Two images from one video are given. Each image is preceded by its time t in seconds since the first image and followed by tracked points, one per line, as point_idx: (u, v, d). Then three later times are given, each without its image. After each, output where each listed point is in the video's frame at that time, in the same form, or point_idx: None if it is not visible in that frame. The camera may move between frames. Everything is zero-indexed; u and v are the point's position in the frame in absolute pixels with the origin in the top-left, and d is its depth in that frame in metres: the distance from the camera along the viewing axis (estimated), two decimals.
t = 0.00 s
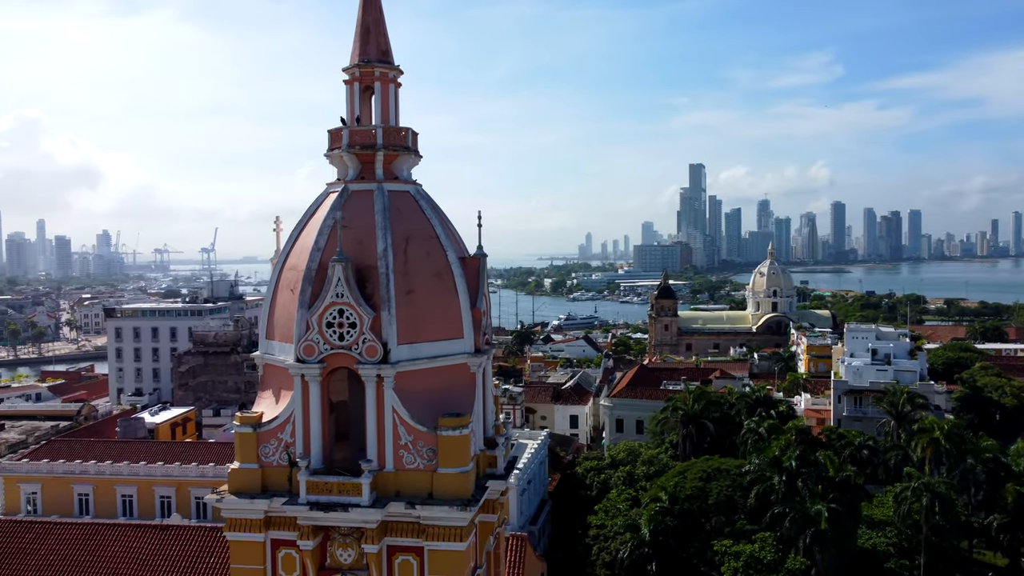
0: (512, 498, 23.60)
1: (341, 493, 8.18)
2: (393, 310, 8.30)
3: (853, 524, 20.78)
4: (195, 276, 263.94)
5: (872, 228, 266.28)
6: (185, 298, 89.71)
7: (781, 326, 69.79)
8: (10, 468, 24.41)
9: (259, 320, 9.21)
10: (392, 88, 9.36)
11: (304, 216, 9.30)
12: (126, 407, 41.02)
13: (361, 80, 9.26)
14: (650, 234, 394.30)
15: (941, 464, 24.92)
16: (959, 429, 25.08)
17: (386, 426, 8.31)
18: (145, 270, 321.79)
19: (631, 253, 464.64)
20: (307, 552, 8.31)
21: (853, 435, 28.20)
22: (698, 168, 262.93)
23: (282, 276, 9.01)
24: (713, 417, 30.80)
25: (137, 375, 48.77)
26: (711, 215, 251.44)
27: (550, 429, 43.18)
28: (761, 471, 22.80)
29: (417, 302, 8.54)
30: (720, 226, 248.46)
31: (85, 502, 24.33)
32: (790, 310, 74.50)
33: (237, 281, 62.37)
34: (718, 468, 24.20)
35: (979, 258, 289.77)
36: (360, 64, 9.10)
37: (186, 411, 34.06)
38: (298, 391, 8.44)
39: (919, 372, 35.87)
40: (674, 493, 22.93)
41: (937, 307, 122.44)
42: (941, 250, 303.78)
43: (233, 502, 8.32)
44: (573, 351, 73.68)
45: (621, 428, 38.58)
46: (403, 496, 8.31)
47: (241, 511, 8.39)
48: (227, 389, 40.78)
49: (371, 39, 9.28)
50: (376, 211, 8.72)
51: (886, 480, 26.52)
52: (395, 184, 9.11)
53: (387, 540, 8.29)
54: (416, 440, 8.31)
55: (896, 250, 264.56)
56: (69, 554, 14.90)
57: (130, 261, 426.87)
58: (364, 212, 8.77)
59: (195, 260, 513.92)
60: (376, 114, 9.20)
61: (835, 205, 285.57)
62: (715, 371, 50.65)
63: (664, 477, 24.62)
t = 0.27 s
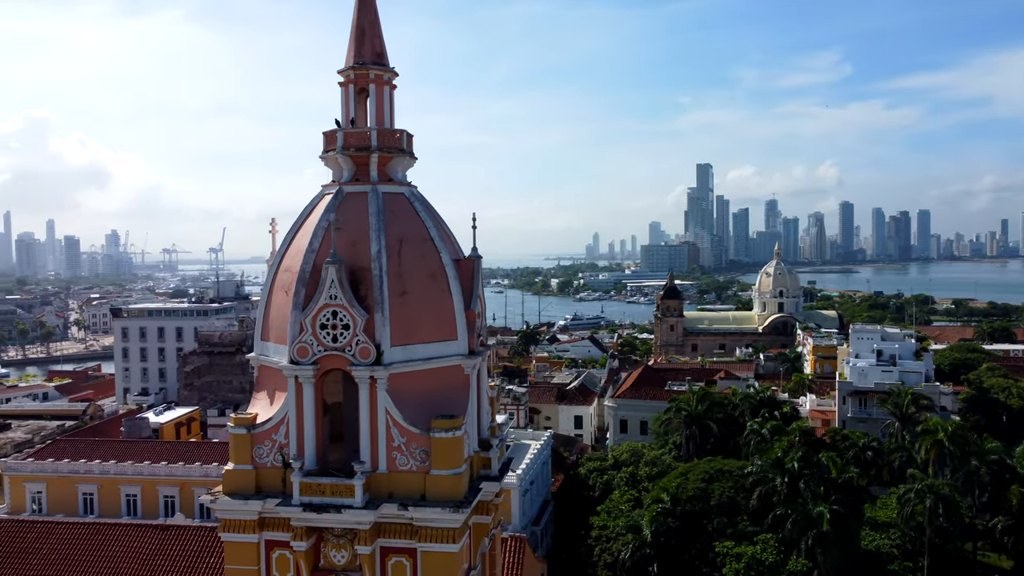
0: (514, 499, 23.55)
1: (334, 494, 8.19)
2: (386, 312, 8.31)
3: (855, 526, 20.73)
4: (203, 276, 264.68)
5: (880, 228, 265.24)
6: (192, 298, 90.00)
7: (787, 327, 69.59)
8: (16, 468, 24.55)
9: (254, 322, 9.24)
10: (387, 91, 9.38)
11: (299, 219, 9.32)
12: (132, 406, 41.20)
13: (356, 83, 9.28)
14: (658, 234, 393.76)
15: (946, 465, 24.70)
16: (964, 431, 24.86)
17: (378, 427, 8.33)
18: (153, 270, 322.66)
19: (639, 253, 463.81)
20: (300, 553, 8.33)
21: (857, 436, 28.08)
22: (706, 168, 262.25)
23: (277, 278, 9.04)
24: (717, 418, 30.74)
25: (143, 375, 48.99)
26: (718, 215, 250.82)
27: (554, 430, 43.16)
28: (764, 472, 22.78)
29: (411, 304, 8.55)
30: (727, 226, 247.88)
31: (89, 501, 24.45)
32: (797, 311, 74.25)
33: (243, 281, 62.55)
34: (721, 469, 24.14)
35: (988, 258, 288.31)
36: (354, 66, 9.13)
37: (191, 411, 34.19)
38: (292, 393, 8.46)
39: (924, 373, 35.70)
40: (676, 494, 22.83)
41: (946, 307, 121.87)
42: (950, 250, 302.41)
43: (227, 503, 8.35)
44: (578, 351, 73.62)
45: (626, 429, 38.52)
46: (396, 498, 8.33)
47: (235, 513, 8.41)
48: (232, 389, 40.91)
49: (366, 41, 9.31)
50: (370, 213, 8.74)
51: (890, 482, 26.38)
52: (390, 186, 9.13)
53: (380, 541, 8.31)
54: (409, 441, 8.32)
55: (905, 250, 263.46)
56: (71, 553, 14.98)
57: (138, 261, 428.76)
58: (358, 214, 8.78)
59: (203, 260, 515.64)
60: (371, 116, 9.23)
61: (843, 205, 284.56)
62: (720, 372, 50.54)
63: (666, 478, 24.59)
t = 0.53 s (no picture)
0: (517, 500, 23.51)
1: (325, 495, 8.21)
2: (378, 314, 8.33)
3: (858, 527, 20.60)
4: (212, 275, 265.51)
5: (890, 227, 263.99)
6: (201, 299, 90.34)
7: (795, 327, 69.35)
8: (22, 467, 24.71)
9: (249, 324, 9.26)
10: (381, 93, 9.40)
11: (293, 221, 9.35)
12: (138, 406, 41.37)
13: (350, 85, 9.28)
14: (666, 234, 393.03)
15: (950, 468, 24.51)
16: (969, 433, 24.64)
17: (370, 428, 8.34)
18: (163, 270, 324.39)
19: (647, 253, 462.98)
20: (292, 554, 8.35)
21: (862, 437, 27.95)
22: (715, 168, 261.58)
23: (271, 279, 9.06)
24: (721, 419, 30.66)
25: (150, 375, 49.22)
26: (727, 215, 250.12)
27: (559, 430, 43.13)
28: (767, 473, 22.69)
29: (403, 306, 8.56)
30: (736, 226, 247.14)
31: (94, 500, 24.58)
32: (804, 311, 73.95)
33: (250, 281, 62.70)
34: (724, 470, 24.10)
35: (999, 258, 286.56)
36: (348, 69, 9.14)
37: (196, 410, 34.31)
38: (284, 394, 8.48)
39: (931, 374, 35.50)
40: (678, 495, 22.77)
41: (956, 308, 121.14)
42: (960, 250, 300.73)
43: (219, 504, 8.38)
44: (584, 351, 73.54)
45: (630, 429, 38.46)
46: (388, 499, 8.34)
47: (228, 513, 8.45)
48: (237, 389, 41.04)
49: (360, 44, 9.32)
50: (363, 214, 8.76)
51: (895, 484, 26.23)
52: (383, 188, 9.14)
53: (372, 542, 8.33)
54: (401, 443, 8.34)
55: (915, 250, 262.05)
56: (73, 553, 15.05)
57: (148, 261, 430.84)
58: (352, 216, 8.80)
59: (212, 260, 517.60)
60: (366, 118, 9.25)
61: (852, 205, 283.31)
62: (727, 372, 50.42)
63: (669, 479, 24.54)
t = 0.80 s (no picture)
0: (519, 500, 23.47)
1: (318, 496, 8.24)
2: (371, 316, 8.35)
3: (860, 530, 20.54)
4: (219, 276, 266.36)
5: (898, 228, 262.96)
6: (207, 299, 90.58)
7: (801, 328, 69.15)
8: (27, 466, 24.85)
9: (244, 325, 9.30)
10: (376, 94, 9.42)
11: (288, 222, 9.37)
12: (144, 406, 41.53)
13: (345, 87, 9.31)
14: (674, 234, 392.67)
15: (954, 469, 24.36)
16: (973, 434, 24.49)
17: (363, 428, 8.37)
18: (171, 271, 325.71)
19: (654, 253, 462.31)
20: (286, 554, 8.39)
21: (866, 438, 27.82)
22: (722, 168, 260.97)
23: (266, 280, 9.10)
24: (724, 419, 30.58)
25: (156, 374, 49.40)
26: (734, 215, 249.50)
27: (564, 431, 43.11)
28: (769, 474, 22.64)
29: (397, 307, 8.59)
30: (743, 226, 246.53)
31: (99, 500, 24.70)
32: (810, 311, 73.69)
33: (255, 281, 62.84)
34: (726, 471, 24.09)
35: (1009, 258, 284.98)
36: (343, 71, 9.17)
37: (200, 410, 34.42)
38: (278, 395, 8.52)
39: (936, 375, 35.32)
40: (680, 496, 22.65)
41: (964, 308, 120.55)
42: (969, 250, 299.44)
43: (213, 504, 8.43)
44: (589, 352, 73.48)
45: (634, 430, 38.43)
46: (381, 500, 8.37)
47: (222, 514, 8.49)
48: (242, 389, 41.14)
49: (354, 45, 9.35)
50: (357, 215, 8.79)
51: (899, 485, 26.07)
52: (378, 189, 9.16)
53: (366, 542, 8.36)
54: (394, 444, 8.37)
55: (923, 250, 260.89)
56: (74, 552, 15.14)
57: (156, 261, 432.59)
58: (346, 218, 8.84)
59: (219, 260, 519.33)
60: (360, 119, 9.27)
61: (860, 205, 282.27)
62: (731, 373, 50.35)
63: (671, 479, 24.50)
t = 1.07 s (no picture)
0: (522, 500, 23.47)
1: (311, 497, 8.28)
2: (363, 317, 8.38)
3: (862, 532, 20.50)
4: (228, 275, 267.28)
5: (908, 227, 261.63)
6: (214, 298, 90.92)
7: (808, 328, 68.91)
8: (34, 465, 25.03)
9: (239, 325, 9.34)
10: (370, 97, 9.45)
11: (283, 223, 9.40)
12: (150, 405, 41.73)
13: (339, 89, 9.35)
14: (682, 234, 391.82)
15: (959, 471, 24.23)
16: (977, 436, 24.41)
17: (356, 429, 8.41)
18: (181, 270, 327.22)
19: (662, 253, 461.39)
20: (279, 554, 8.44)
21: (870, 439, 27.70)
22: (730, 168, 260.30)
23: (260, 282, 9.14)
24: (728, 420, 30.49)
25: (163, 373, 49.64)
26: (743, 215, 248.73)
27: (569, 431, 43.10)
28: (771, 475, 22.59)
29: (389, 309, 8.62)
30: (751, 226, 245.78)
31: (105, 499, 24.84)
32: (818, 312, 73.40)
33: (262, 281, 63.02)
34: (729, 472, 24.05)
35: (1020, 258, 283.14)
36: (337, 73, 9.20)
37: (206, 410, 34.56)
38: (272, 396, 8.57)
39: (943, 376, 35.14)
40: (682, 496, 22.57)
41: (975, 308, 119.81)
42: (980, 250, 297.63)
43: (206, 505, 8.48)
44: (596, 352, 73.41)
45: (639, 430, 38.37)
46: (373, 501, 8.41)
47: (216, 514, 8.54)
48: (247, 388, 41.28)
49: (349, 48, 9.38)
50: (351, 217, 8.83)
51: (904, 487, 25.96)
52: (372, 191, 9.19)
53: (358, 543, 8.40)
54: (386, 445, 8.40)
55: (934, 249, 259.47)
56: (76, 551, 15.24)
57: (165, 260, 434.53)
58: (340, 219, 8.87)
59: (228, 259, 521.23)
60: (355, 122, 9.31)
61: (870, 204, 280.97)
62: (737, 374, 50.23)
63: (673, 480, 24.47)
